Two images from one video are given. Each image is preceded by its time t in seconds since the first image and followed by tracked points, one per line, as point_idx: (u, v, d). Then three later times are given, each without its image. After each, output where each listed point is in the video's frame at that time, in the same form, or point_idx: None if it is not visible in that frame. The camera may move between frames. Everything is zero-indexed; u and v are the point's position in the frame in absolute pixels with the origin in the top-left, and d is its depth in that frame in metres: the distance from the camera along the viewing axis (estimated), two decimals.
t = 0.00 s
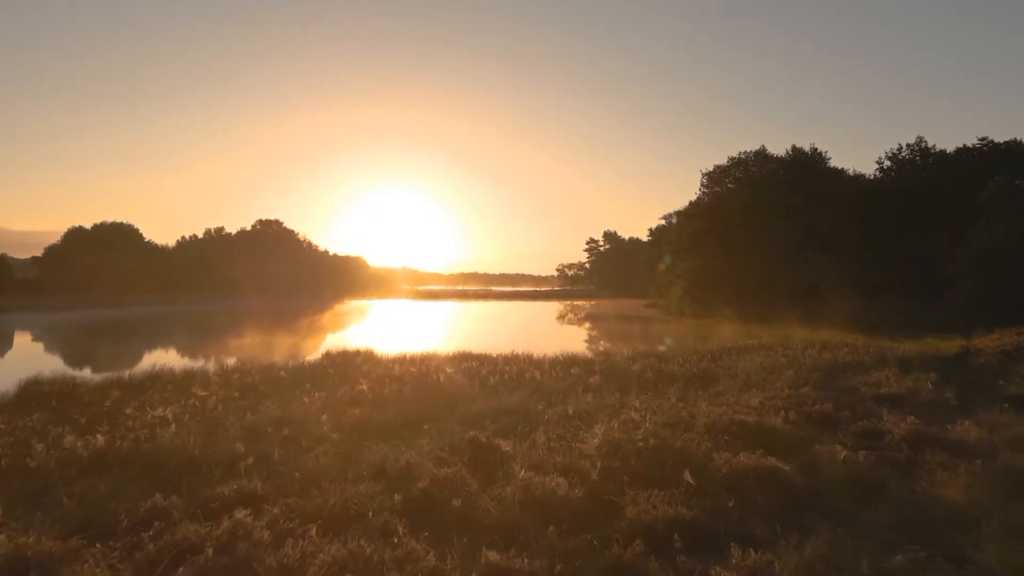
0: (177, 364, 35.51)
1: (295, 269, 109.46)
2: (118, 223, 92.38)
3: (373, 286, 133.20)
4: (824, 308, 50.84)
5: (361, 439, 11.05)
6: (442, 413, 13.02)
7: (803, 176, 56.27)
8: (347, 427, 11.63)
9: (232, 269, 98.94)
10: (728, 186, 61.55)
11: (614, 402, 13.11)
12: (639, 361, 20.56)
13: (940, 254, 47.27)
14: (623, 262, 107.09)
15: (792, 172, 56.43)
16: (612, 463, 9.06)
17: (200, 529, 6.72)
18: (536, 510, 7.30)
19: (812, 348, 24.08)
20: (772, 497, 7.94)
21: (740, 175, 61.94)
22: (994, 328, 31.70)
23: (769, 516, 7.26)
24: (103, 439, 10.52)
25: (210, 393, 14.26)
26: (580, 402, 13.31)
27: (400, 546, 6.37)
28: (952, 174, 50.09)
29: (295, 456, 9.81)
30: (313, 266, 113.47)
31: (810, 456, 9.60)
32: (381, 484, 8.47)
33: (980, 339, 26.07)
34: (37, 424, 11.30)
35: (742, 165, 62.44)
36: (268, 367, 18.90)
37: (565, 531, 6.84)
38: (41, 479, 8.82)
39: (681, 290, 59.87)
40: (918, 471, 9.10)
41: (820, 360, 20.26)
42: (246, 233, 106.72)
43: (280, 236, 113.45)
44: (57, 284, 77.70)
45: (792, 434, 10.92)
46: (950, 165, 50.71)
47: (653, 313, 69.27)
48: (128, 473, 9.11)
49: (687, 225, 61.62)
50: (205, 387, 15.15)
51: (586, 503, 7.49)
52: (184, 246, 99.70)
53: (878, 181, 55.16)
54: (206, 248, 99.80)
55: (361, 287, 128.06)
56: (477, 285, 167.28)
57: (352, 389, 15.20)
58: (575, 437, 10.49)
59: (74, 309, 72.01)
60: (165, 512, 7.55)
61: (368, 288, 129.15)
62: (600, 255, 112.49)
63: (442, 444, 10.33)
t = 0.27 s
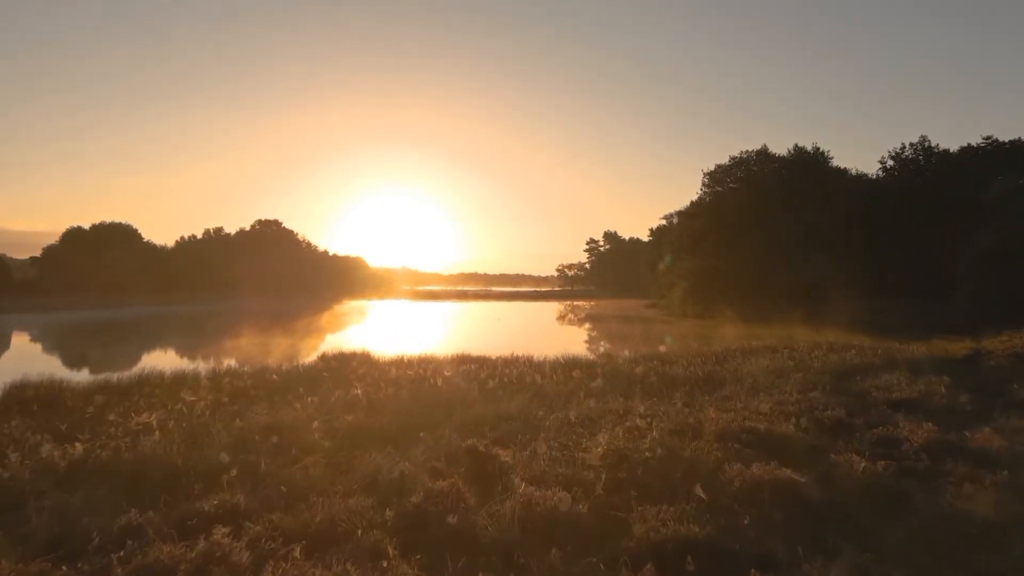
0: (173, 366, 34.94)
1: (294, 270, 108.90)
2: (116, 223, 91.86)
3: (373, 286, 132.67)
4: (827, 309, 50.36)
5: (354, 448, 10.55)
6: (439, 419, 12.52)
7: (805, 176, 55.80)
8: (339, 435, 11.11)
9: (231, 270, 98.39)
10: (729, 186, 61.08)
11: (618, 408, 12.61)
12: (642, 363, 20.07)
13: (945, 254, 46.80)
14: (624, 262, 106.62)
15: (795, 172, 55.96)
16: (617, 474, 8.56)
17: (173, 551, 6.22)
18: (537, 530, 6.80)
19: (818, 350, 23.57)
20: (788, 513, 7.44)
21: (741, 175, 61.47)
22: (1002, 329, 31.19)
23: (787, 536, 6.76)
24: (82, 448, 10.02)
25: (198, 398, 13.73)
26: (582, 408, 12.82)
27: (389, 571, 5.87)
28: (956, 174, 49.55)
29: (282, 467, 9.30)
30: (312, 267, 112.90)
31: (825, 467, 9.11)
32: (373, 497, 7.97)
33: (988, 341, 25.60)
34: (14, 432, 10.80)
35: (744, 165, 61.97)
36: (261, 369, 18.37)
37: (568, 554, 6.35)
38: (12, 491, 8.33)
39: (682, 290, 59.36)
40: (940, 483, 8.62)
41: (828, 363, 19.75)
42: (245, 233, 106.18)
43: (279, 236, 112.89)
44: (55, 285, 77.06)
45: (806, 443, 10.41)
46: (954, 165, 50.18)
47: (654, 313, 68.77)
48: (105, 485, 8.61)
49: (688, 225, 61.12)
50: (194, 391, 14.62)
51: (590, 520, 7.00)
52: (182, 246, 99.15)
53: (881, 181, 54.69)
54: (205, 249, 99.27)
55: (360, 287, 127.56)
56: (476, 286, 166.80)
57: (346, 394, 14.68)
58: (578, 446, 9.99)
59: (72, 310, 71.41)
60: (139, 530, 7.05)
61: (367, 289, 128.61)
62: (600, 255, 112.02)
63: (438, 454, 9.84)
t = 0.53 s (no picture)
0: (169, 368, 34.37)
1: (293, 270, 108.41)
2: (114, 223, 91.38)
3: (372, 286, 132.20)
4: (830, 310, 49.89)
5: (346, 457, 10.06)
6: (437, 425, 12.05)
7: (807, 175, 55.32)
8: (331, 443, 10.62)
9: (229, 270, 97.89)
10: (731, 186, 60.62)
11: (624, 414, 12.11)
12: (645, 366, 19.57)
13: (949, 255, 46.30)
14: (624, 262, 106.17)
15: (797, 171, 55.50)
16: (624, 488, 8.07)
17: None
18: (539, 552, 6.30)
19: (825, 351, 23.11)
20: (808, 532, 6.96)
21: (743, 174, 60.99)
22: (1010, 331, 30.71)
23: (806, 558, 6.29)
24: (59, 458, 9.52)
25: (187, 403, 13.21)
26: (585, 413, 12.34)
27: None
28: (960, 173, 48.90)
29: (269, 477, 8.79)
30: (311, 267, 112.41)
31: (843, 479, 8.60)
32: (363, 513, 7.47)
33: (997, 343, 25.12)
34: None
35: (745, 164, 61.50)
36: (253, 373, 17.82)
37: None
38: None
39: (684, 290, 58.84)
40: (967, 498, 8.13)
41: (836, 366, 19.27)
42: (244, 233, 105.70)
43: (278, 236, 112.42)
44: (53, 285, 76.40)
45: (822, 453, 9.92)
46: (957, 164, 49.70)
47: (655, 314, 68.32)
48: (80, 499, 8.11)
49: (690, 225, 60.63)
50: (183, 396, 14.08)
51: (596, 542, 6.50)
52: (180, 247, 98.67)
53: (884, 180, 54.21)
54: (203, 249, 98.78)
55: (359, 287, 127.05)
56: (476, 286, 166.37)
57: (341, 398, 14.19)
58: (583, 456, 9.50)
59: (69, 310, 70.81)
60: (110, 550, 6.56)
61: (366, 289, 128.15)
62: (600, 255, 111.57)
63: (435, 464, 9.34)
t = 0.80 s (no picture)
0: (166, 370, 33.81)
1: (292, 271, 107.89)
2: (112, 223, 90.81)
3: (371, 286, 131.66)
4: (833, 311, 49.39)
5: (337, 467, 9.55)
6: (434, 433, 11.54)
7: (810, 175, 54.83)
8: (321, 452, 10.11)
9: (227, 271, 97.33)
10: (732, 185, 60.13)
11: (629, 421, 11.62)
12: (648, 368, 19.03)
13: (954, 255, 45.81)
14: (624, 263, 105.69)
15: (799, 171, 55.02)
16: (631, 504, 7.55)
17: None
18: None
19: (831, 353, 22.62)
20: (830, 555, 6.46)
21: (745, 174, 60.49)
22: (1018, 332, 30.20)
23: None
24: (32, 469, 8.99)
25: (173, 408, 12.67)
26: (587, 420, 11.84)
27: None
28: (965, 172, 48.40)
29: (253, 491, 8.29)
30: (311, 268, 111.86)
31: (863, 493, 8.11)
32: (353, 532, 6.97)
33: (1006, 345, 24.63)
34: None
35: (747, 164, 61.02)
36: (245, 376, 17.27)
37: None
38: None
39: (686, 291, 58.28)
40: (995, 514, 7.63)
41: (843, 368, 18.78)
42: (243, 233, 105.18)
43: (276, 237, 111.85)
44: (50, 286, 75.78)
45: (838, 464, 9.42)
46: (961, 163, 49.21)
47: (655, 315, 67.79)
48: (50, 515, 7.58)
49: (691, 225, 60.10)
50: (170, 401, 13.54)
51: (603, 566, 5.99)
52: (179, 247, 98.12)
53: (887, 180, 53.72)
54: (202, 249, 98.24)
55: (358, 287, 126.53)
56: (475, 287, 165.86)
57: (335, 403, 13.68)
58: (587, 467, 8.99)
59: (66, 311, 70.14)
60: None
61: (365, 290, 127.56)
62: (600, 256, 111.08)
63: (430, 475, 8.85)
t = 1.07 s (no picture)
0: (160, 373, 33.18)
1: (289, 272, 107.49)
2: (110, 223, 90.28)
3: (371, 288, 131.20)
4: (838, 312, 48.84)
5: (328, 478, 9.05)
6: (429, 441, 11.04)
7: (811, 174, 54.37)
8: (310, 462, 9.60)
9: (225, 271, 96.82)
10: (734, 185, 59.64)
11: (634, 428, 11.10)
12: (652, 371, 18.54)
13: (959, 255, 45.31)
14: (624, 263, 105.25)
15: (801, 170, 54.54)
16: (637, 522, 7.04)
17: None
18: None
19: (837, 355, 22.08)
20: None
21: (746, 173, 60.01)
22: None
23: None
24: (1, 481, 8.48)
25: (157, 414, 12.14)
26: (590, 426, 11.33)
27: None
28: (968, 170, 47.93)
29: (235, 505, 7.78)
30: (309, 269, 111.40)
31: (885, 508, 7.61)
32: (339, 554, 6.48)
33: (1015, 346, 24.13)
34: None
35: (748, 163, 60.56)
36: (235, 380, 16.70)
37: None
38: None
39: (687, 291, 57.73)
40: None
41: (852, 371, 18.25)
42: (241, 234, 104.77)
43: (274, 238, 111.38)
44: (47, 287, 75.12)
45: (857, 475, 8.91)
46: (965, 162, 48.69)
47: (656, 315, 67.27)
48: (16, 533, 7.08)
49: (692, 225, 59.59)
50: (155, 406, 12.99)
51: None
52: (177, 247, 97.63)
53: (890, 179, 53.21)
54: (200, 250, 97.73)
55: (357, 288, 126.03)
56: (475, 288, 165.36)
57: (327, 408, 13.17)
58: (592, 480, 8.48)
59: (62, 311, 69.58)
60: None
61: (365, 291, 127.03)
62: (601, 256, 110.56)
63: (425, 488, 8.34)
